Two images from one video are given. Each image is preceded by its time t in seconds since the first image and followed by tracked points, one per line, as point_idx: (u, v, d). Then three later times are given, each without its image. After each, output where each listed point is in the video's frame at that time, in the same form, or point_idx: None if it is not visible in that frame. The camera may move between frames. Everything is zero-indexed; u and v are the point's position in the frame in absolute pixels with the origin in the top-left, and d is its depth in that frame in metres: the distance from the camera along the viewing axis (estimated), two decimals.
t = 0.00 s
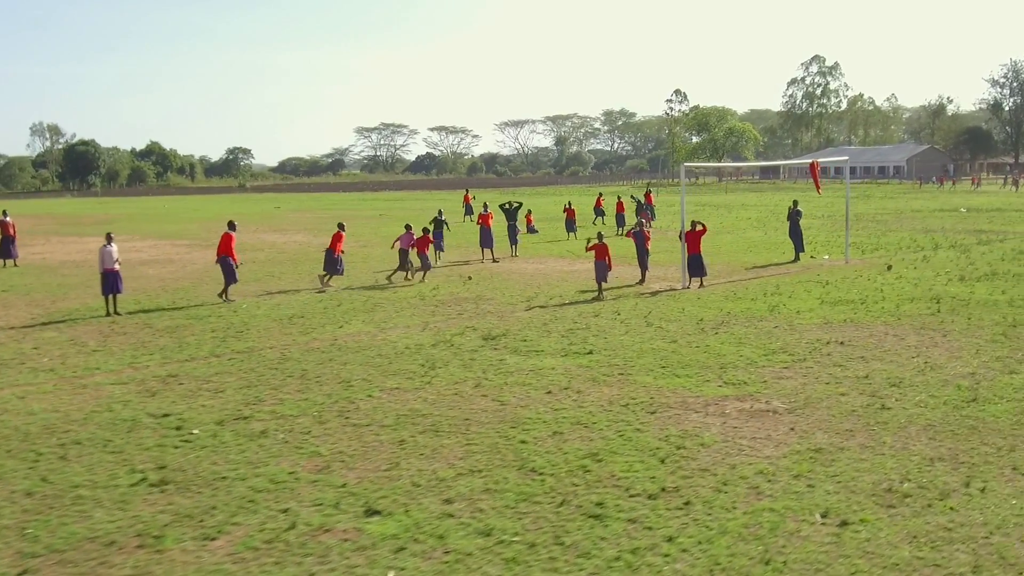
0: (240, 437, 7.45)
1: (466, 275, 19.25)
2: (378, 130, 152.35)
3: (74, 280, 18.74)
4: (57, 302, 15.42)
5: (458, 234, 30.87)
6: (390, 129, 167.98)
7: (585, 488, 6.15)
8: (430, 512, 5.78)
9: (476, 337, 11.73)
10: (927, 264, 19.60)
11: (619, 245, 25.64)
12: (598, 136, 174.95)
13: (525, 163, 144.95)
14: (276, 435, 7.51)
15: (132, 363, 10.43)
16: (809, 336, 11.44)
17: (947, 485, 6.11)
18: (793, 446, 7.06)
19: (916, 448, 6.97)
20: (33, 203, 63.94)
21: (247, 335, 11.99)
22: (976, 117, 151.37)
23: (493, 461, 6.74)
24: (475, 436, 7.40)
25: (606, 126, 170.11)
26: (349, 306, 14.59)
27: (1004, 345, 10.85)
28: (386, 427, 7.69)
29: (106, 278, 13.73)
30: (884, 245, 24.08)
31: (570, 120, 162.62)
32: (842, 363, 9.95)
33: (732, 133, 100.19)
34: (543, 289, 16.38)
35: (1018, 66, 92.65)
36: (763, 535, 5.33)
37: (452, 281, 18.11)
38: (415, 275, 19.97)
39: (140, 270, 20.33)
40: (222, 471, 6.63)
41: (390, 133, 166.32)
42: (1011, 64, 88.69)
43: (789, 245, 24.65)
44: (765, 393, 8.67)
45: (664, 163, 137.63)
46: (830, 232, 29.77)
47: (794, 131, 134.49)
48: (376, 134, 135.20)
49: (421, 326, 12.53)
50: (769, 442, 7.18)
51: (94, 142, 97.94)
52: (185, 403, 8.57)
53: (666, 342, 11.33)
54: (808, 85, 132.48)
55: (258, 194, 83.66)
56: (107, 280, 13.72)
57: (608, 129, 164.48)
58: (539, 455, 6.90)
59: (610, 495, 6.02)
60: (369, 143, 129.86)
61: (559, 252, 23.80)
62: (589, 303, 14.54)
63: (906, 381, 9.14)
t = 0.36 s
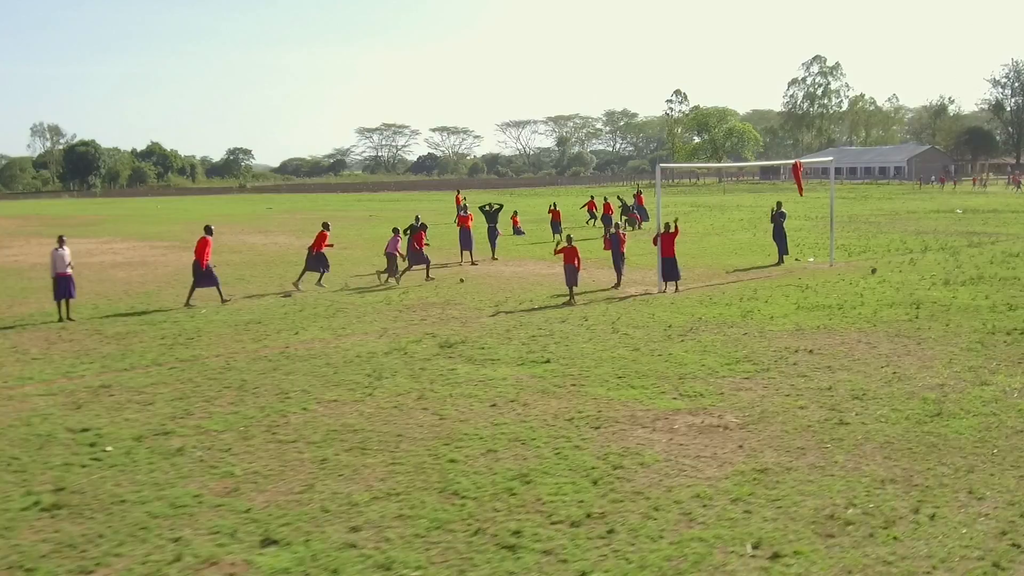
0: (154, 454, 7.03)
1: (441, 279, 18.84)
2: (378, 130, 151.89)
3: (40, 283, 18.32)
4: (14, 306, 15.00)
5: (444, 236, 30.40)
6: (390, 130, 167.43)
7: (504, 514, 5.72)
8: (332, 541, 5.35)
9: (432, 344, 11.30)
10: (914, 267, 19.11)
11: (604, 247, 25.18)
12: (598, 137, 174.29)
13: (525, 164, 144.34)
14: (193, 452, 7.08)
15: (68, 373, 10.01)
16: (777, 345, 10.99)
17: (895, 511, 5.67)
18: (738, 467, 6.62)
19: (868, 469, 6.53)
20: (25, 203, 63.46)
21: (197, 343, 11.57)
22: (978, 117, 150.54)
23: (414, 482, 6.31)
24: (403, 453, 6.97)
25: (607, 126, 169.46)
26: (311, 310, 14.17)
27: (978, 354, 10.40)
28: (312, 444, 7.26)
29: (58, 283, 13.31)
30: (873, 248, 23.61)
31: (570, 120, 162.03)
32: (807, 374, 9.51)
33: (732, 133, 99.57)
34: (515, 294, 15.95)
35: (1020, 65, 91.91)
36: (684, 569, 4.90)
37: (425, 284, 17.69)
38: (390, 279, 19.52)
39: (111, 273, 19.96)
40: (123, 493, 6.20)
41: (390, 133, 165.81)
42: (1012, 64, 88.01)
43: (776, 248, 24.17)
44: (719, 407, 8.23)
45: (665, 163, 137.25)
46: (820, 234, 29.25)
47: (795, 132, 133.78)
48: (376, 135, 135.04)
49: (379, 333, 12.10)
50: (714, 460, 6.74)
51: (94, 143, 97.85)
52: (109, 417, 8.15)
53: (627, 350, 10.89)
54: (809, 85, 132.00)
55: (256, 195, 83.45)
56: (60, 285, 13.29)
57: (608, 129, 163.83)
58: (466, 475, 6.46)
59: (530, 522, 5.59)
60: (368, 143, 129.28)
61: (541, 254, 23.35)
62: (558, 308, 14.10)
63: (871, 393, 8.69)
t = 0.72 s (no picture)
0: (53, 475, 6.59)
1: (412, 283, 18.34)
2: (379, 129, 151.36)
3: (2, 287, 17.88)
4: None
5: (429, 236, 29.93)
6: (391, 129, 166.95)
7: (406, 548, 5.26)
8: None
9: (383, 352, 10.84)
10: (899, 270, 18.61)
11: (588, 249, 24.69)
12: (600, 136, 173.63)
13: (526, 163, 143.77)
14: (94, 474, 6.63)
15: None
16: (742, 354, 10.51)
17: (830, 546, 5.21)
18: (672, 492, 6.15)
19: (811, 494, 6.06)
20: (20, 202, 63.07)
21: (140, 351, 11.13)
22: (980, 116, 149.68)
23: (318, 510, 5.86)
24: (317, 476, 6.50)
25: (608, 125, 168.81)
26: (269, 315, 13.72)
27: (951, 363, 9.92)
28: (224, 465, 6.80)
29: (4, 288, 12.87)
30: (861, 249, 23.13)
31: (571, 120, 161.41)
32: (766, 386, 9.03)
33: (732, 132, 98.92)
34: (484, 298, 15.48)
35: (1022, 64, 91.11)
36: None
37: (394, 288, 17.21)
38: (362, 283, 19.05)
39: (79, 276, 19.55)
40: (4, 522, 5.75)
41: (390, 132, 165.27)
42: (1015, 63, 87.20)
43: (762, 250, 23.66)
44: (666, 423, 7.75)
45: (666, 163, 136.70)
46: (811, 235, 28.70)
47: (796, 130, 133.07)
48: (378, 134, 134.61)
49: (331, 340, 11.65)
50: (646, 484, 6.27)
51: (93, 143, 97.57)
52: (19, 434, 7.70)
53: (584, 359, 10.42)
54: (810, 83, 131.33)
55: (254, 194, 83.07)
56: (6, 290, 12.86)
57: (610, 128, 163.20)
58: (377, 501, 6.01)
59: (431, 557, 5.13)
60: (369, 142, 128.77)
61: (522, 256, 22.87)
62: (523, 313, 13.65)
63: (830, 407, 8.21)
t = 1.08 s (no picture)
0: None
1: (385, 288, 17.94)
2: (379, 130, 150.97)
3: None
4: None
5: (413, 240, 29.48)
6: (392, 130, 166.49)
7: None
8: None
9: (330, 361, 10.39)
10: (884, 275, 18.10)
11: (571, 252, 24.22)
12: (601, 137, 173.07)
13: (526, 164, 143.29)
14: None
15: None
16: (704, 365, 10.04)
17: None
18: (598, 520, 5.69)
19: (747, 523, 5.59)
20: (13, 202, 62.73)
21: (80, 361, 10.69)
22: (983, 116, 148.87)
23: (209, 542, 5.40)
24: (220, 502, 6.04)
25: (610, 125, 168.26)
26: (224, 322, 13.27)
27: (922, 375, 9.46)
28: (125, 489, 6.34)
29: None
30: (849, 253, 22.66)
31: (572, 120, 160.91)
32: (723, 400, 8.56)
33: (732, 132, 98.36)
34: (451, 304, 15.03)
35: None
36: None
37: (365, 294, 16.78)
38: (335, 288, 18.63)
39: (46, 280, 19.14)
40: None
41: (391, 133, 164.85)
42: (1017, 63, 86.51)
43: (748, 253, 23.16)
44: (608, 442, 7.28)
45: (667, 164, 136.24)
46: (801, 237, 28.17)
47: (797, 131, 132.44)
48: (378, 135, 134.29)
49: (280, 349, 11.19)
50: (572, 511, 5.81)
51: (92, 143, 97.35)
52: None
53: (539, 370, 9.95)
54: (812, 84, 130.78)
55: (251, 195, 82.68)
56: None
57: (611, 129, 162.64)
58: (277, 530, 5.54)
59: None
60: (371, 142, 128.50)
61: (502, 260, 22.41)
62: (488, 320, 13.20)
63: (786, 423, 7.75)
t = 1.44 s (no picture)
0: None
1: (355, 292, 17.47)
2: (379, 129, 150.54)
3: None
4: None
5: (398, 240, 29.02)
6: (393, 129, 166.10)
7: None
8: None
9: (273, 369, 9.92)
10: (868, 277, 17.59)
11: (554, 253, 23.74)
12: (603, 136, 172.52)
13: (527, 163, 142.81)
14: None
15: None
16: (662, 374, 9.56)
17: None
18: (509, 551, 5.21)
19: (670, 555, 5.12)
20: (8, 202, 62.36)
21: (13, 368, 10.24)
22: (986, 114, 148.08)
23: None
24: (105, 529, 5.57)
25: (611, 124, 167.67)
26: (176, 327, 12.81)
27: (890, 385, 8.96)
28: (8, 513, 5.87)
29: None
30: (837, 253, 22.17)
31: (573, 119, 160.37)
32: (675, 414, 8.08)
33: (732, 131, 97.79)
34: (417, 307, 14.57)
35: None
36: None
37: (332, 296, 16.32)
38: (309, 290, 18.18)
39: (11, 282, 18.70)
40: None
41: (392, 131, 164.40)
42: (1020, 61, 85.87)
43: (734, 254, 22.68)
44: (541, 460, 6.81)
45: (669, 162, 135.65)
46: (791, 237, 27.65)
47: (799, 130, 131.81)
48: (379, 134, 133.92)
49: (225, 356, 10.72)
50: (483, 541, 5.34)
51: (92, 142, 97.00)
52: None
53: (488, 378, 9.48)
54: (814, 83, 130.15)
55: (248, 194, 82.28)
56: None
57: (613, 128, 162.13)
58: (157, 563, 5.08)
59: None
60: (372, 141, 128.10)
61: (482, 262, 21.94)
62: (450, 324, 12.73)
63: (735, 439, 7.26)
